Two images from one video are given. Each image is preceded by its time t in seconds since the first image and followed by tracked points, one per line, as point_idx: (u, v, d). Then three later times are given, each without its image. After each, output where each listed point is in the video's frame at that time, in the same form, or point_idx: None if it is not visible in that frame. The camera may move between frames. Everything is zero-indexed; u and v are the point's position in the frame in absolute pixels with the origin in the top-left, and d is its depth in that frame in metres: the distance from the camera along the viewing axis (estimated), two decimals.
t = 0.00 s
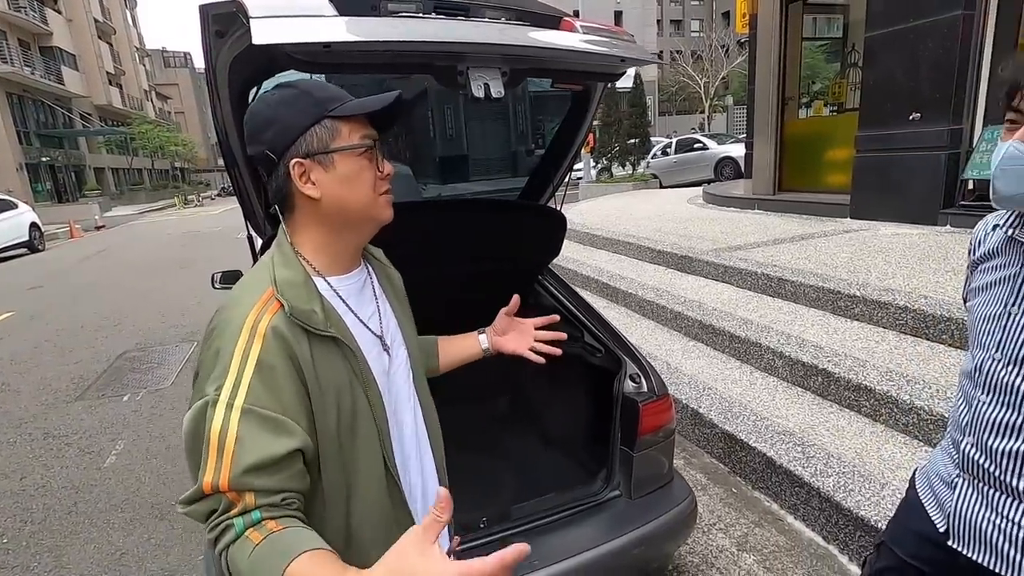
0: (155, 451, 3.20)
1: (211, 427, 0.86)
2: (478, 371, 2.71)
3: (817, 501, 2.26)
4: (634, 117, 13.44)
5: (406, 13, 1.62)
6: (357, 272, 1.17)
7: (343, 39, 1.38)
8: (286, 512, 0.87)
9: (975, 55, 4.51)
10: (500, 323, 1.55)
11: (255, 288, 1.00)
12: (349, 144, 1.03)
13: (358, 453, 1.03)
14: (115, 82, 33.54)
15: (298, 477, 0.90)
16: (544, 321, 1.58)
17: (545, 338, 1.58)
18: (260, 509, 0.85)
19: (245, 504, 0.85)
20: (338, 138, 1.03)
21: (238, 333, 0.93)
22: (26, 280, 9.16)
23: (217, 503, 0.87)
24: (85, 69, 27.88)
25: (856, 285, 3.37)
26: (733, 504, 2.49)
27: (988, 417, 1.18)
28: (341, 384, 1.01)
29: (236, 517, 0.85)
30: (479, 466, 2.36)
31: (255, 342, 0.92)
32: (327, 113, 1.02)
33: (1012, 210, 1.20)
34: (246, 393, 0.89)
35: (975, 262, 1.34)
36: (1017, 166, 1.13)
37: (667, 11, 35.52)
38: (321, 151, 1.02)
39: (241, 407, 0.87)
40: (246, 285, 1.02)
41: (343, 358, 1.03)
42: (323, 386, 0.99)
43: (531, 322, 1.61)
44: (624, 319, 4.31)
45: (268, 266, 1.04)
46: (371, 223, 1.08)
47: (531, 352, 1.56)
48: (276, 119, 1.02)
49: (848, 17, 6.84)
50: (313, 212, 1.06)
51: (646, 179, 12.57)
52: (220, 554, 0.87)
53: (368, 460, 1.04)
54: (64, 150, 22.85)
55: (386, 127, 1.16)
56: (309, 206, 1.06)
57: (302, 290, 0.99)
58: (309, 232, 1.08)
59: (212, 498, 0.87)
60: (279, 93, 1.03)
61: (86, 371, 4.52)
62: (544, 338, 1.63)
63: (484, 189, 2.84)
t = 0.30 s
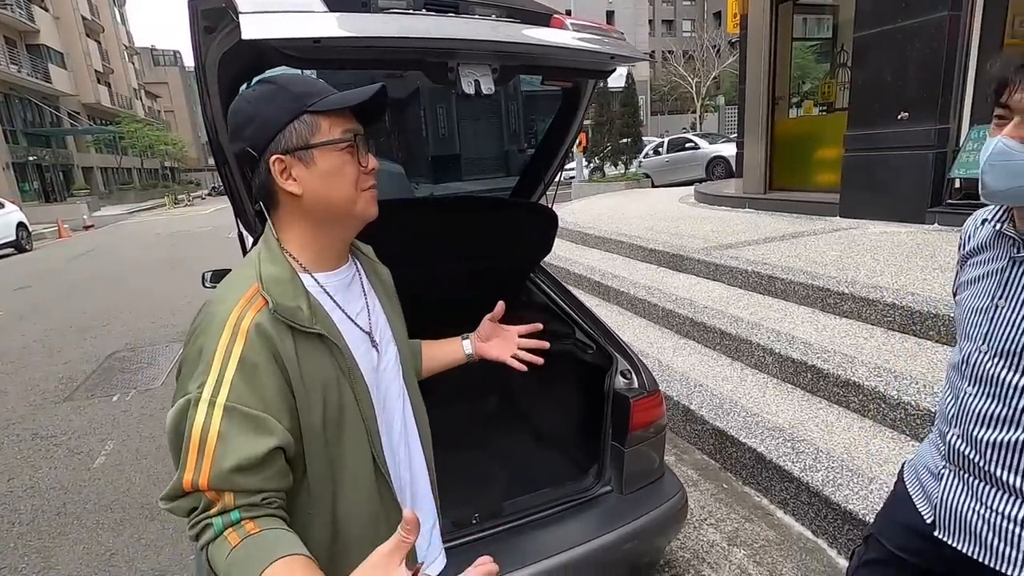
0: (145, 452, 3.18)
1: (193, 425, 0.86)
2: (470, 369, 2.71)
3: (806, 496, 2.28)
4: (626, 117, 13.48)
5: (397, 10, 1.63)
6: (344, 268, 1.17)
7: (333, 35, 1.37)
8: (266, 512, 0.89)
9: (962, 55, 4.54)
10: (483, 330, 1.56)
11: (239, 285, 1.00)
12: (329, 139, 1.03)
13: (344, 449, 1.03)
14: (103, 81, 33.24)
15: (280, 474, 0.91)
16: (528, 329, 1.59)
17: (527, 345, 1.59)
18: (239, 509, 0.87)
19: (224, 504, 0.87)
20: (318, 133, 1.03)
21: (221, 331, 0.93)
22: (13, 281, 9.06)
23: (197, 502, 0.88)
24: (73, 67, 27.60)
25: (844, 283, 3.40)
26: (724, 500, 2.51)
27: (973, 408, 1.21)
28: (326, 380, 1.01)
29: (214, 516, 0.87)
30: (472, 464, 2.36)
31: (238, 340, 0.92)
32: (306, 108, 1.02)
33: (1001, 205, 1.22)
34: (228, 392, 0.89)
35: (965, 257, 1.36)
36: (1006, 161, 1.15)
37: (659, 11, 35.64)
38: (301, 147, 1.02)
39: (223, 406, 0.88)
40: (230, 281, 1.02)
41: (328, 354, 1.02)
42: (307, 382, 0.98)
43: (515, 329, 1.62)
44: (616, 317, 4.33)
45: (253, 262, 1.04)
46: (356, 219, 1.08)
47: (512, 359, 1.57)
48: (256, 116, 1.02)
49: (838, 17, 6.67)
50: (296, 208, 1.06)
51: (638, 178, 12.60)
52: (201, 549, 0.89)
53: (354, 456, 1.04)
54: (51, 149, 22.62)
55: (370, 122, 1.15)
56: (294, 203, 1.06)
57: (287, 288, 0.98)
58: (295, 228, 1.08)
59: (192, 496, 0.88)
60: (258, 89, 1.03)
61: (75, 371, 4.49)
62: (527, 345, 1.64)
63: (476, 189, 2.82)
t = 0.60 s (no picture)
0: (136, 452, 3.17)
1: (189, 421, 0.86)
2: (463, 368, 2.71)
3: (799, 492, 2.29)
4: (620, 117, 13.52)
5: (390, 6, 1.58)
6: (339, 268, 1.17)
7: (327, 32, 1.38)
8: (263, 510, 0.89)
9: (951, 55, 4.60)
10: (484, 338, 1.53)
11: (232, 281, 1.00)
12: (330, 140, 1.03)
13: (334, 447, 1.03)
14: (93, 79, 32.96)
15: (274, 470, 0.91)
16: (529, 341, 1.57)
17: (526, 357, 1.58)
18: (237, 505, 0.87)
19: (222, 501, 0.87)
20: (319, 134, 1.02)
21: (215, 326, 0.92)
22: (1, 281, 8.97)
23: (194, 498, 0.88)
24: (63, 65, 27.36)
25: (836, 281, 3.42)
26: (717, 497, 2.52)
27: (962, 401, 1.23)
28: (317, 377, 1.01)
29: (213, 513, 0.87)
30: (466, 462, 2.36)
31: (232, 335, 0.91)
32: (306, 109, 1.01)
33: (990, 200, 1.24)
34: (224, 388, 0.89)
35: (955, 253, 1.37)
36: (996, 156, 1.16)
37: (652, 11, 35.73)
38: (302, 147, 1.02)
39: (219, 401, 0.88)
40: (223, 277, 1.02)
41: (320, 352, 1.02)
42: (299, 379, 0.98)
43: (515, 339, 1.60)
44: (610, 316, 4.34)
45: (247, 259, 1.03)
46: (352, 219, 1.08)
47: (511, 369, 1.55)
48: (256, 115, 1.02)
49: (829, 18, 6.74)
50: (294, 207, 1.06)
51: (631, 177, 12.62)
52: (197, 545, 0.89)
53: (343, 455, 1.04)
54: (40, 148, 22.41)
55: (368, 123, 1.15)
56: (291, 202, 1.05)
57: (280, 284, 0.98)
58: (290, 227, 1.08)
59: (189, 492, 0.88)
60: (259, 88, 1.03)
61: (65, 372, 4.45)
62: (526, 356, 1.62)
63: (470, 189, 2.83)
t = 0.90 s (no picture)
0: (127, 453, 3.15)
1: (182, 417, 0.86)
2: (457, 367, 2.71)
3: (791, 488, 2.31)
4: (613, 116, 13.56)
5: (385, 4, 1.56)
6: (332, 265, 1.17)
7: (321, 28, 1.38)
8: (256, 508, 0.89)
9: (941, 56, 4.64)
10: (480, 337, 1.53)
11: (223, 277, 0.99)
12: (323, 136, 1.03)
13: (328, 444, 1.03)
14: (83, 77, 32.71)
15: (269, 467, 0.91)
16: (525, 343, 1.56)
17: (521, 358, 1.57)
18: (230, 503, 0.87)
19: (216, 498, 0.87)
20: (311, 130, 1.02)
21: (206, 323, 0.92)
22: None
23: (187, 496, 0.88)
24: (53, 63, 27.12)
25: (828, 279, 3.44)
26: (711, 494, 2.53)
27: (950, 395, 1.24)
28: (311, 374, 1.00)
29: (206, 512, 0.87)
30: (460, 460, 2.36)
31: (224, 331, 0.91)
32: (299, 104, 1.01)
33: (980, 198, 1.25)
34: (216, 384, 0.88)
35: (944, 249, 1.39)
36: (981, 153, 1.18)
37: (645, 11, 35.82)
38: (294, 143, 1.01)
39: (211, 398, 0.87)
40: (215, 274, 1.01)
41: (312, 348, 1.02)
42: (292, 376, 0.98)
43: (511, 339, 1.60)
44: (604, 315, 4.35)
45: (239, 255, 1.03)
46: (345, 216, 1.08)
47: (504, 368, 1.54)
48: (249, 110, 1.01)
49: (821, 19, 6.81)
50: (286, 203, 1.06)
51: (625, 177, 12.64)
52: (190, 544, 0.89)
53: (336, 452, 1.03)
54: (29, 147, 22.21)
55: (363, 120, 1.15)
56: (283, 198, 1.05)
57: (272, 280, 0.98)
58: (284, 224, 1.07)
59: (183, 490, 0.87)
60: (252, 83, 1.02)
61: (55, 373, 4.41)
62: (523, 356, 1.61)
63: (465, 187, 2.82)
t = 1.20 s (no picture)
0: (121, 454, 3.13)
1: (192, 421, 0.86)
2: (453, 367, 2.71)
3: (785, 487, 2.32)
4: (608, 116, 13.58)
5: (379, 3, 1.56)
6: (332, 267, 1.17)
7: (315, 29, 1.38)
8: (268, 512, 0.90)
9: (932, 57, 4.67)
10: (473, 351, 1.55)
11: (227, 278, 0.99)
12: (325, 140, 1.03)
13: (330, 447, 1.03)
14: (74, 76, 32.48)
15: (277, 470, 0.92)
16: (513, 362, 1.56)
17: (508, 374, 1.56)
18: (244, 506, 0.88)
19: (229, 502, 0.87)
20: (313, 134, 1.02)
21: (212, 326, 0.92)
22: None
23: (198, 501, 0.87)
24: (43, 62, 26.90)
25: (821, 279, 3.47)
26: (705, 492, 2.55)
27: (943, 394, 1.25)
28: (314, 376, 1.01)
29: (220, 516, 0.87)
30: (456, 460, 2.36)
31: (230, 334, 0.91)
32: (299, 108, 1.01)
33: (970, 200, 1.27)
34: (223, 388, 0.88)
35: (937, 250, 1.40)
36: (966, 159, 1.18)
37: (639, 11, 35.88)
38: (295, 147, 1.02)
39: (220, 401, 0.87)
40: (216, 275, 1.00)
41: (315, 351, 1.02)
42: (296, 378, 0.98)
43: (505, 356, 1.60)
44: (599, 314, 4.36)
45: (240, 257, 1.03)
46: (346, 219, 1.08)
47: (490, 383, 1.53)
48: (248, 114, 1.02)
49: (814, 19, 6.85)
50: (289, 207, 1.06)
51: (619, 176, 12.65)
52: (202, 548, 0.89)
53: (338, 454, 1.04)
54: (19, 146, 22.03)
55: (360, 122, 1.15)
56: (286, 202, 1.05)
57: (276, 283, 0.98)
58: (286, 227, 1.08)
59: (193, 495, 0.87)
60: (252, 86, 1.02)
61: (46, 374, 4.38)
62: (516, 375, 1.61)
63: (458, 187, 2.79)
